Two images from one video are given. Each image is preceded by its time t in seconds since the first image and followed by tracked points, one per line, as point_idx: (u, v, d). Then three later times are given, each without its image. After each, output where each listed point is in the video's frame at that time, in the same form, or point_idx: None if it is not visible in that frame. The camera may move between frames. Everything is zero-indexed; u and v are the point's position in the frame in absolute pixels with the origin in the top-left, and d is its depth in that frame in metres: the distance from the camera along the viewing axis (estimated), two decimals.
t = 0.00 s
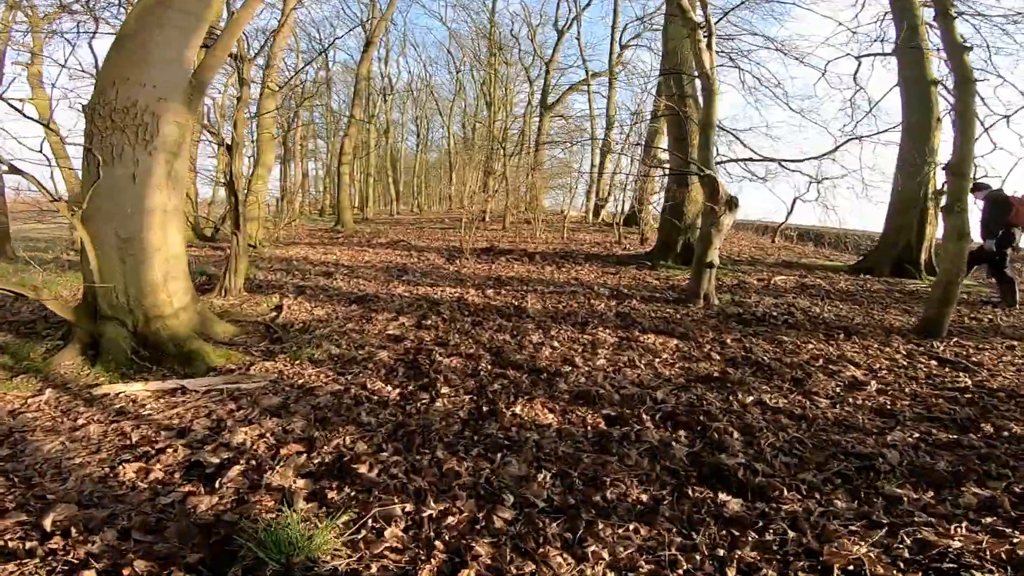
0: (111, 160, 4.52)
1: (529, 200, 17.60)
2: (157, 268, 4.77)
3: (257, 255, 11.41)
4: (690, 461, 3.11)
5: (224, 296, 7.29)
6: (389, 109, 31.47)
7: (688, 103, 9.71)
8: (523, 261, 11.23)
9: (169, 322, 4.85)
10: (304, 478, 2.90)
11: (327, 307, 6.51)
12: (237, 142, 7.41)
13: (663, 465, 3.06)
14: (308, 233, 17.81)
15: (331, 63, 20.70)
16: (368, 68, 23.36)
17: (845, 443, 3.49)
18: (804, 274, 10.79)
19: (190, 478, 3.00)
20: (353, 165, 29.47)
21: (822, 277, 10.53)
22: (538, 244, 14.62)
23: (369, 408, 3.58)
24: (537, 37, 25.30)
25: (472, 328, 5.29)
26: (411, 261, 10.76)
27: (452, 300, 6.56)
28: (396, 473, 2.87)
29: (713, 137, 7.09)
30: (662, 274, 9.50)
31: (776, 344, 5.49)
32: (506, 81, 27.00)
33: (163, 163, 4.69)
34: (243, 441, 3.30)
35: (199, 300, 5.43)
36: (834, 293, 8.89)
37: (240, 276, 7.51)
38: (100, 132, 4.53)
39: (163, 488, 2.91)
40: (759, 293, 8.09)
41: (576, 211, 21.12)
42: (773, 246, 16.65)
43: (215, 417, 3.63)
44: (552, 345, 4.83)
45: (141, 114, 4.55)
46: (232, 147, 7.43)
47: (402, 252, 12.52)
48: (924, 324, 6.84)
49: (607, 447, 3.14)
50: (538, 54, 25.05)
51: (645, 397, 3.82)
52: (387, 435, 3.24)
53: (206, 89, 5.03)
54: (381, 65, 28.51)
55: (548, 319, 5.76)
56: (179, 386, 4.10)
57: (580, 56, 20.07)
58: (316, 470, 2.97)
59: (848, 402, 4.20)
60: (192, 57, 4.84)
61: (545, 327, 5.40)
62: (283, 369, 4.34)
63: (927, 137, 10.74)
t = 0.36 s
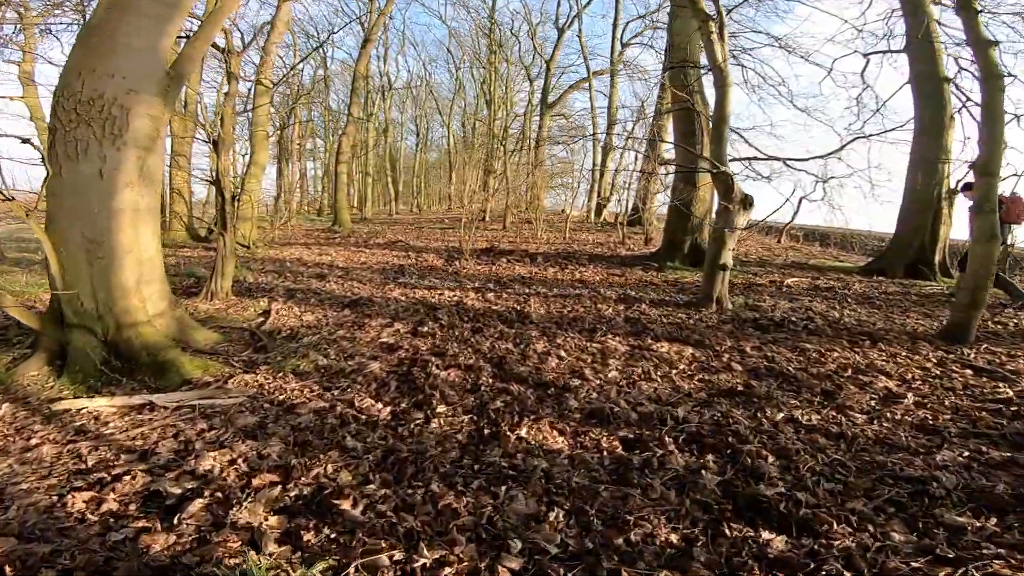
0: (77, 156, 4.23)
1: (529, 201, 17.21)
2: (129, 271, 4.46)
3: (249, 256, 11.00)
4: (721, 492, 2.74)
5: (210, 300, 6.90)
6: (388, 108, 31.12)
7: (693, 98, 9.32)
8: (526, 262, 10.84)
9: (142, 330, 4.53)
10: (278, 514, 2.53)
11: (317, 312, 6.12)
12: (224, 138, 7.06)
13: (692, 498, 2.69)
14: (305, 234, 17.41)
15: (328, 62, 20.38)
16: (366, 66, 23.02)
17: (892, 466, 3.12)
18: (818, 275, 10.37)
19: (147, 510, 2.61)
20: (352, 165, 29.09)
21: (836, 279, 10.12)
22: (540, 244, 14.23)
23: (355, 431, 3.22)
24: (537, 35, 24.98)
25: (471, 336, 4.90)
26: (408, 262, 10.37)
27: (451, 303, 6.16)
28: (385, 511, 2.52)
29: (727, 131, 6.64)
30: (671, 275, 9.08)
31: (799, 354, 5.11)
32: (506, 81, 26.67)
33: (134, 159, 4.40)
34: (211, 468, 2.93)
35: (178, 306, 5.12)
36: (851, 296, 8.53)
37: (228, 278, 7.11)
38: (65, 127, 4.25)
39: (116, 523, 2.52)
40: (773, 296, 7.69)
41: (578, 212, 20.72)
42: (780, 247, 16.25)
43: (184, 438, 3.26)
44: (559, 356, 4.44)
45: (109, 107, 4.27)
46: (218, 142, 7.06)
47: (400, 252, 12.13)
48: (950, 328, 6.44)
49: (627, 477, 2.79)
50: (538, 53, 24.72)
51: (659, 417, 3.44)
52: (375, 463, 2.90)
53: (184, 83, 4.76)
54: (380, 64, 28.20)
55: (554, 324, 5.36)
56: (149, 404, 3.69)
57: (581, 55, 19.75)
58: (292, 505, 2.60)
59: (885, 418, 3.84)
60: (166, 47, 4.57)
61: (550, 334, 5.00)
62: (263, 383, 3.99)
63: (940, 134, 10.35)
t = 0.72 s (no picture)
0: (14, 140, 3.65)
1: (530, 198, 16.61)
2: (78, 267, 3.88)
3: (235, 255, 10.41)
4: (788, 539, 2.35)
5: (185, 301, 6.34)
6: (387, 105, 30.49)
7: (705, 86, 8.67)
8: (528, 260, 10.25)
9: (93, 336, 3.98)
10: (216, 571, 2.08)
11: (300, 314, 5.57)
12: (203, 130, 6.46)
13: (755, 548, 2.28)
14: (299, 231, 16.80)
15: (325, 55, 19.74)
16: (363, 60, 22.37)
17: (982, 493, 2.74)
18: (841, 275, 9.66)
19: (56, 555, 2.18)
20: (349, 162, 28.46)
21: (862, 279, 9.39)
22: (542, 242, 13.59)
23: (326, 463, 2.80)
24: (540, 30, 24.30)
25: (469, 342, 4.33)
26: (404, 261, 9.76)
27: (449, 305, 5.59)
28: (353, 573, 2.06)
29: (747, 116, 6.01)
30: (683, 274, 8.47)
31: (840, 362, 4.57)
32: (506, 76, 26.00)
33: (82, 144, 3.81)
34: (140, 507, 2.51)
35: (139, 309, 4.57)
36: (877, 296, 7.94)
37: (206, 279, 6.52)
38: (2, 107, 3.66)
39: (11, 570, 2.09)
40: (798, 297, 7.10)
41: (581, 209, 20.08)
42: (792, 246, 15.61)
43: (116, 467, 2.87)
44: (569, 365, 3.89)
45: (52, 86, 3.69)
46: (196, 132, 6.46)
47: (395, 251, 11.51)
48: (993, 331, 5.71)
49: (669, 524, 2.37)
50: (540, 48, 24.06)
51: (704, 439, 3.07)
52: (346, 506, 2.47)
53: (148, 66, 4.19)
54: (378, 59, 27.54)
55: (562, 328, 4.80)
56: (86, 421, 3.29)
57: (584, 49, 19.08)
58: (237, 559, 2.15)
59: (956, 435, 3.39)
60: (128, 24, 4.00)
61: (558, 340, 4.43)
62: (223, 399, 3.58)
63: (958, 128, 9.63)
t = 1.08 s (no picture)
0: None
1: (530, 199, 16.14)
2: (14, 277, 3.40)
3: (222, 258, 9.94)
4: None
5: (158, 311, 5.86)
6: (386, 104, 30.02)
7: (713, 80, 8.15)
8: (529, 264, 9.78)
9: (36, 353, 3.48)
10: None
11: (278, 325, 5.10)
12: (178, 124, 5.92)
13: None
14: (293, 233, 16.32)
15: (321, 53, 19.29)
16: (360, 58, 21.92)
17: None
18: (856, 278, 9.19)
19: None
20: (347, 162, 27.99)
21: (878, 283, 8.94)
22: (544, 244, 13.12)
23: (282, 517, 2.38)
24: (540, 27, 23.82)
25: (462, 360, 3.86)
26: (398, 264, 9.29)
27: (441, 315, 5.12)
28: None
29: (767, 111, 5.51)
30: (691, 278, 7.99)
31: (875, 381, 4.09)
32: (506, 75, 25.54)
33: (17, 141, 3.34)
34: (53, 563, 2.09)
35: (94, 322, 4.11)
36: (899, 303, 7.42)
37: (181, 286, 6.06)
38: None
39: None
40: (817, 304, 6.63)
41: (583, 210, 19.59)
42: (804, 248, 15.08)
43: (36, 510, 2.45)
44: (574, 389, 3.43)
45: None
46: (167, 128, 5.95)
47: (390, 253, 11.04)
48: None
49: None
50: (541, 45, 23.58)
51: (736, 482, 2.63)
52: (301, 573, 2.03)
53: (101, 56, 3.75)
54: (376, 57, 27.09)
55: (566, 341, 4.34)
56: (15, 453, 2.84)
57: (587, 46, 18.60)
58: None
59: None
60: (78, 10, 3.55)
61: (562, 357, 3.95)
62: (174, 429, 3.16)
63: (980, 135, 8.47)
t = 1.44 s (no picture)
0: None
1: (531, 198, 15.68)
2: None
3: (209, 259, 9.48)
4: None
5: (129, 316, 5.39)
6: (385, 103, 29.59)
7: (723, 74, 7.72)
8: (532, 264, 9.31)
9: None
10: None
11: (257, 332, 4.64)
12: (156, 116, 5.41)
13: None
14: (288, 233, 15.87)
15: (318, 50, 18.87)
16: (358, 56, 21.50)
17: None
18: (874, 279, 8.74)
19: None
20: (345, 161, 27.55)
21: (897, 284, 8.50)
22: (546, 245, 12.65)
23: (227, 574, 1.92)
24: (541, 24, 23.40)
25: (457, 376, 3.40)
26: (394, 266, 8.83)
27: (436, 321, 4.67)
28: None
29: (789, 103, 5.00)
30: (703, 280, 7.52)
31: (924, 396, 3.64)
32: (507, 74, 25.14)
33: None
34: None
35: (43, 331, 3.65)
36: (926, 306, 6.95)
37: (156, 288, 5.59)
38: None
39: None
40: (842, 308, 6.16)
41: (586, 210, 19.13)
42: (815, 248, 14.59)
43: None
44: (587, 414, 2.98)
45: None
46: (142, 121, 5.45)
47: (386, 254, 10.58)
48: None
49: None
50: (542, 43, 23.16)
51: (789, 528, 2.19)
52: None
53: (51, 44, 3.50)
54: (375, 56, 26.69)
55: (575, 352, 3.88)
56: None
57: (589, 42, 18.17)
58: None
59: None
60: None
61: (571, 372, 3.50)
62: (115, 458, 2.75)
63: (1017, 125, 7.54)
